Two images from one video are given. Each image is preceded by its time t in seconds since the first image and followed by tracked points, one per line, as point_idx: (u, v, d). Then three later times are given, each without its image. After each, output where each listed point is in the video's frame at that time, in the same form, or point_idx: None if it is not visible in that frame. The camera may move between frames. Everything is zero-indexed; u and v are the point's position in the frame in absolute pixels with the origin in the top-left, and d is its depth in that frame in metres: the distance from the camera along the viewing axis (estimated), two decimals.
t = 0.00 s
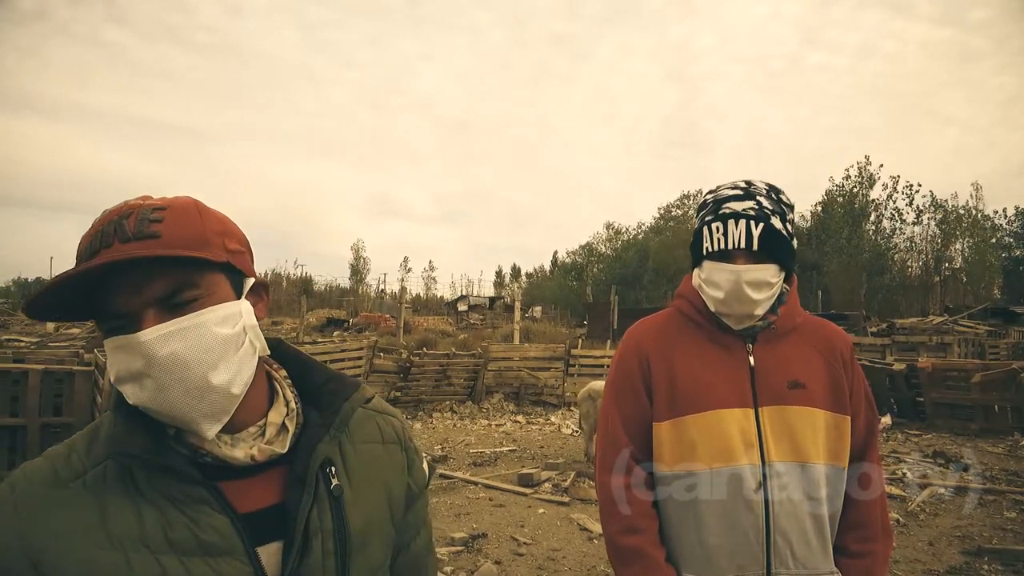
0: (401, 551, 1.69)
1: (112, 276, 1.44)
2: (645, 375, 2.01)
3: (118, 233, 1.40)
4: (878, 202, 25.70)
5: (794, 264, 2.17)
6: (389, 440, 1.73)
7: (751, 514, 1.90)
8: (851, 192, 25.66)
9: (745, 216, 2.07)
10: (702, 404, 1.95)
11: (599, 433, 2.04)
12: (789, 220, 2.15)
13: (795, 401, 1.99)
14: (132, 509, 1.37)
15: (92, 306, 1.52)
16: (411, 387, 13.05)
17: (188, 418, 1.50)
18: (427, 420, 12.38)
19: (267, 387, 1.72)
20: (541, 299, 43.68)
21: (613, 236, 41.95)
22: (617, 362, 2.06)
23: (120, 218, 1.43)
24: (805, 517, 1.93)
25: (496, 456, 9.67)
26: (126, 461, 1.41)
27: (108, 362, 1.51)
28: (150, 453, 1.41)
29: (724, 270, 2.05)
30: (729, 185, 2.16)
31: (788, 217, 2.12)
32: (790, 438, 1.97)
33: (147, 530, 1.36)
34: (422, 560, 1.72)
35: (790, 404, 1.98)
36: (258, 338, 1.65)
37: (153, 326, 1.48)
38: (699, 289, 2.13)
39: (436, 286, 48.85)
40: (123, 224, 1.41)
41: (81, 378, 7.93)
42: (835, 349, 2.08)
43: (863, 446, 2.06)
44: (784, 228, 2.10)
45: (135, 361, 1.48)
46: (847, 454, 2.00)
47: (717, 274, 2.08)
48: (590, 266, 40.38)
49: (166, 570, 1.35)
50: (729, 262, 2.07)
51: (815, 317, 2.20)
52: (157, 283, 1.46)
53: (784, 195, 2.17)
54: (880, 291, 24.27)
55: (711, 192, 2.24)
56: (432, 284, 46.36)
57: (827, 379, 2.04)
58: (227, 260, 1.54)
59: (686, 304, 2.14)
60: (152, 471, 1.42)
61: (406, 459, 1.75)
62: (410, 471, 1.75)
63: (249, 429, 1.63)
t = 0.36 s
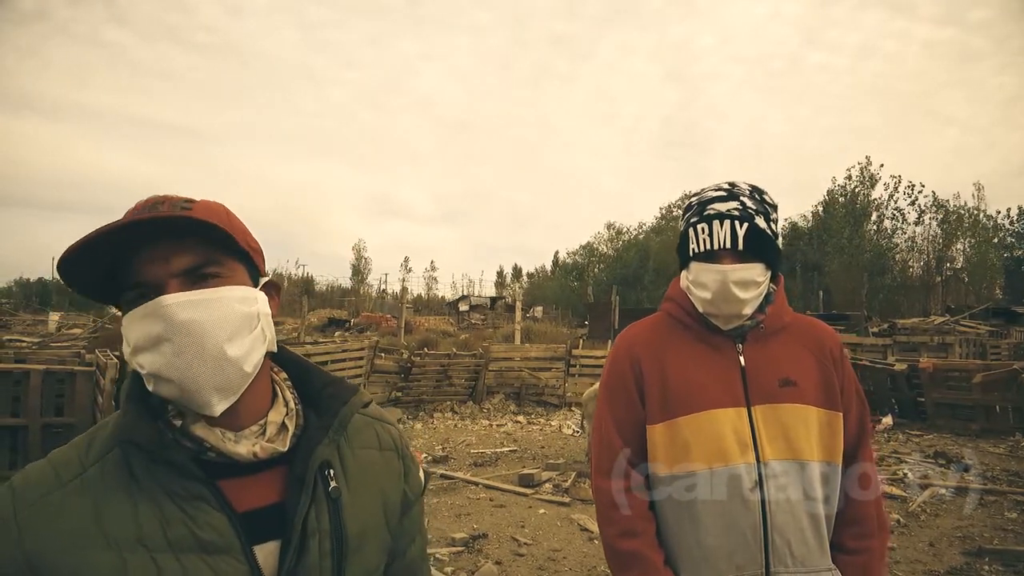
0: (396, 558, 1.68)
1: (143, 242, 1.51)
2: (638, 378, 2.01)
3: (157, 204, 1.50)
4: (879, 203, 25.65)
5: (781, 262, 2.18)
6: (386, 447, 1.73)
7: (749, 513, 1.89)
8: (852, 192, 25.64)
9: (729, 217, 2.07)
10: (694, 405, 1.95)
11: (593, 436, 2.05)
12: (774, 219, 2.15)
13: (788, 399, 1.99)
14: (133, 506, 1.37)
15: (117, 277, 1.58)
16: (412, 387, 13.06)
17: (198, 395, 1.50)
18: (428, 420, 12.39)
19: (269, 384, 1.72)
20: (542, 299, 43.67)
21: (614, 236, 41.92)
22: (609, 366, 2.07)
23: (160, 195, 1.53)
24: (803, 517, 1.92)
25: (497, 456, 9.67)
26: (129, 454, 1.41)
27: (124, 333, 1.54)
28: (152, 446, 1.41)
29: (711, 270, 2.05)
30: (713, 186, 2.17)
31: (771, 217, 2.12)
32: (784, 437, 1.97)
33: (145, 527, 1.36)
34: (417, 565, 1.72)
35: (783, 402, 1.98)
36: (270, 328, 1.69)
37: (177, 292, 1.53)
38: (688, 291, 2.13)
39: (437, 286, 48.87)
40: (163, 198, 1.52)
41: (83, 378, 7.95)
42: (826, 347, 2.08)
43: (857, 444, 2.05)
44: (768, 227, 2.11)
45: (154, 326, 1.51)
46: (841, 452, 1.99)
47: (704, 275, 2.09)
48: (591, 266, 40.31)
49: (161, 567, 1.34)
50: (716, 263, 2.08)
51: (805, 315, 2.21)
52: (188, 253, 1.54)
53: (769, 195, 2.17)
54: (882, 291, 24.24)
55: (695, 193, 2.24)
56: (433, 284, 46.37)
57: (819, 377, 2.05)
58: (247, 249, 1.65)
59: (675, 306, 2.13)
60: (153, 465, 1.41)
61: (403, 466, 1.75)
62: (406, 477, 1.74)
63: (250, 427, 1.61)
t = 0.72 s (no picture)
0: (398, 560, 1.67)
1: (226, 239, 1.62)
2: (640, 378, 2.01)
3: (243, 207, 1.61)
4: (881, 202, 25.60)
5: (781, 263, 2.18)
6: (396, 456, 1.75)
7: (755, 511, 1.89)
8: (855, 191, 25.61)
9: (730, 216, 2.08)
10: (697, 405, 1.95)
11: (596, 436, 2.05)
12: (774, 220, 2.15)
13: (790, 398, 2.00)
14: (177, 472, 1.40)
15: (193, 268, 1.67)
16: (414, 387, 13.06)
17: (249, 379, 1.56)
18: (430, 420, 12.40)
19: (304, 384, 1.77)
20: (544, 299, 43.67)
21: (615, 236, 41.89)
22: (610, 368, 2.07)
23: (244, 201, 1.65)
24: (807, 516, 1.92)
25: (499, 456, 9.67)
26: (178, 423, 1.44)
27: (191, 317, 1.61)
28: (202, 416, 1.44)
29: (711, 269, 2.05)
30: (713, 186, 2.17)
31: (771, 217, 2.12)
32: (786, 436, 1.97)
33: (185, 492, 1.38)
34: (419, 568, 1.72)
35: (785, 400, 1.99)
36: (319, 334, 1.76)
37: (247, 287, 1.62)
38: (689, 291, 2.14)
39: (438, 286, 48.82)
40: (247, 203, 1.62)
41: (85, 378, 7.98)
42: (824, 346, 2.09)
43: (857, 445, 2.06)
44: (768, 226, 2.11)
45: (224, 314, 1.60)
46: (843, 451, 1.99)
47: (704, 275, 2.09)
48: (592, 266, 40.29)
49: (195, 533, 1.36)
50: (716, 262, 2.08)
51: (804, 316, 2.21)
52: (262, 254, 1.64)
53: (769, 196, 2.17)
54: (884, 291, 24.20)
55: (696, 193, 2.24)
56: (435, 284, 46.36)
57: (821, 376, 2.06)
58: (311, 260, 1.75)
59: (676, 307, 2.14)
60: (201, 434, 1.44)
61: (409, 475, 1.76)
62: (411, 486, 1.75)
63: (285, 418, 1.65)
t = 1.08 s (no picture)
0: (400, 556, 1.69)
1: (281, 246, 1.66)
2: (646, 380, 2.01)
3: (298, 218, 1.65)
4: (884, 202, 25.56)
5: (783, 268, 2.19)
6: (408, 457, 1.77)
7: (760, 510, 1.90)
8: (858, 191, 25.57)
9: (736, 219, 2.08)
10: (703, 407, 1.96)
11: (600, 439, 2.05)
12: (778, 223, 2.16)
13: (793, 398, 2.01)
14: (208, 453, 1.44)
15: (241, 268, 1.72)
16: (416, 386, 13.07)
17: (285, 375, 1.61)
18: (433, 420, 12.42)
19: (331, 383, 1.80)
20: (545, 299, 43.67)
21: (617, 236, 41.87)
22: (616, 372, 2.07)
23: (296, 210, 1.69)
24: (812, 516, 1.93)
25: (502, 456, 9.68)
26: (215, 409, 1.50)
27: (238, 313, 1.67)
28: (237, 404, 1.48)
29: (715, 271, 2.07)
30: (719, 189, 2.17)
31: (776, 221, 2.14)
32: (792, 436, 1.98)
33: (213, 473, 1.42)
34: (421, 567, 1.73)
35: (790, 402, 2.00)
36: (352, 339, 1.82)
37: (294, 292, 1.68)
38: (690, 293, 2.15)
39: (440, 286, 48.82)
40: (302, 213, 1.67)
41: (89, 378, 8.01)
42: (825, 348, 2.11)
43: (857, 445, 2.07)
44: (773, 231, 2.13)
45: (270, 313, 1.65)
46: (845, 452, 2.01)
47: (706, 277, 2.10)
48: (594, 266, 40.27)
49: (218, 514, 1.39)
50: (719, 264, 2.09)
51: (806, 319, 2.23)
52: (309, 263, 1.69)
53: (774, 200, 2.18)
54: (887, 291, 24.16)
55: (702, 195, 2.25)
56: (436, 284, 46.38)
57: (822, 379, 2.08)
58: (352, 270, 1.81)
59: (678, 308, 2.15)
60: (233, 419, 1.48)
61: (418, 476, 1.79)
62: (420, 488, 1.78)
63: (311, 413, 1.69)
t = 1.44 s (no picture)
0: (394, 548, 1.72)
1: (261, 253, 1.68)
2: (651, 383, 2.02)
3: (270, 224, 1.68)
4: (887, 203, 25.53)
5: (782, 269, 2.21)
6: (401, 449, 1.80)
7: (771, 510, 1.91)
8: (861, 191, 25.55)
9: (735, 221, 2.10)
10: (710, 410, 1.97)
11: (607, 444, 2.07)
12: (776, 224, 2.18)
13: (797, 399, 2.03)
14: (200, 444, 1.49)
15: (224, 278, 1.74)
16: (419, 387, 13.12)
17: (280, 376, 1.65)
18: (436, 420, 12.45)
19: (319, 380, 1.81)
20: (548, 299, 43.67)
21: (619, 236, 41.88)
22: (620, 376, 2.08)
23: (268, 216, 1.71)
24: (819, 516, 1.95)
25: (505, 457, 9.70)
26: (208, 404, 1.54)
27: (226, 323, 1.69)
28: (228, 398, 1.53)
29: (715, 275, 2.08)
30: (717, 191, 2.19)
31: (774, 223, 2.16)
32: (798, 436, 2.00)
33: (207, 465, 1.46)
34: (416, 556, 1.76)
35: (792, 401, 2.03)
36: (339, 335, 1.85)
37: (280, 297, 1.70)
38: (690, 295, 2.16)
39: (443, 286, 48.87)
40: (275, 218, 1.69)
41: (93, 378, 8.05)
42: (823, 348, 2.15)
43: (860, 443, 2.11)
44: (772, 233, 2.15)
45: (258, 320, 1.67)
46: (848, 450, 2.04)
47: (706, 279, 2.12)
48: (596, 266, 40.25)
49: (212, 504, 1.43)
50: (718, 266, 2.11)
51: (805, 319, 2.26)
52: (289, 267, 1.71)
53: (771, 200, 2.20)
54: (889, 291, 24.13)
55: (700, 197, 2.26)
56: (439, 284, 46.42)
57: (823, 378, 2.10)
58: (333, 267, 1.84)
59: (680, 313, 2.17)
60: (226, 412, 1.53)
61: (411, 468, 1.81)
62: (413, 479, 1.80)
63: (302, 407, 1.72)
